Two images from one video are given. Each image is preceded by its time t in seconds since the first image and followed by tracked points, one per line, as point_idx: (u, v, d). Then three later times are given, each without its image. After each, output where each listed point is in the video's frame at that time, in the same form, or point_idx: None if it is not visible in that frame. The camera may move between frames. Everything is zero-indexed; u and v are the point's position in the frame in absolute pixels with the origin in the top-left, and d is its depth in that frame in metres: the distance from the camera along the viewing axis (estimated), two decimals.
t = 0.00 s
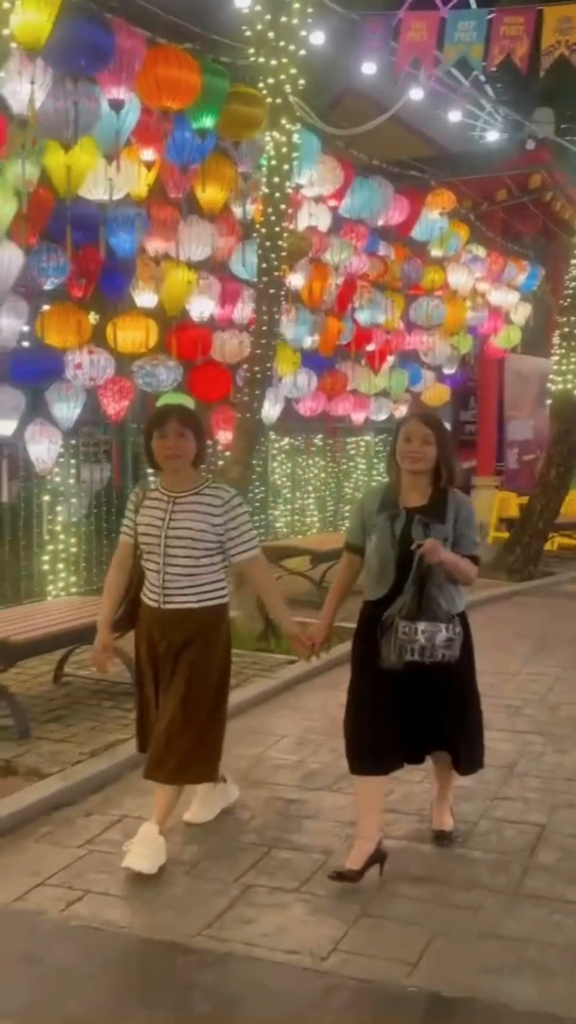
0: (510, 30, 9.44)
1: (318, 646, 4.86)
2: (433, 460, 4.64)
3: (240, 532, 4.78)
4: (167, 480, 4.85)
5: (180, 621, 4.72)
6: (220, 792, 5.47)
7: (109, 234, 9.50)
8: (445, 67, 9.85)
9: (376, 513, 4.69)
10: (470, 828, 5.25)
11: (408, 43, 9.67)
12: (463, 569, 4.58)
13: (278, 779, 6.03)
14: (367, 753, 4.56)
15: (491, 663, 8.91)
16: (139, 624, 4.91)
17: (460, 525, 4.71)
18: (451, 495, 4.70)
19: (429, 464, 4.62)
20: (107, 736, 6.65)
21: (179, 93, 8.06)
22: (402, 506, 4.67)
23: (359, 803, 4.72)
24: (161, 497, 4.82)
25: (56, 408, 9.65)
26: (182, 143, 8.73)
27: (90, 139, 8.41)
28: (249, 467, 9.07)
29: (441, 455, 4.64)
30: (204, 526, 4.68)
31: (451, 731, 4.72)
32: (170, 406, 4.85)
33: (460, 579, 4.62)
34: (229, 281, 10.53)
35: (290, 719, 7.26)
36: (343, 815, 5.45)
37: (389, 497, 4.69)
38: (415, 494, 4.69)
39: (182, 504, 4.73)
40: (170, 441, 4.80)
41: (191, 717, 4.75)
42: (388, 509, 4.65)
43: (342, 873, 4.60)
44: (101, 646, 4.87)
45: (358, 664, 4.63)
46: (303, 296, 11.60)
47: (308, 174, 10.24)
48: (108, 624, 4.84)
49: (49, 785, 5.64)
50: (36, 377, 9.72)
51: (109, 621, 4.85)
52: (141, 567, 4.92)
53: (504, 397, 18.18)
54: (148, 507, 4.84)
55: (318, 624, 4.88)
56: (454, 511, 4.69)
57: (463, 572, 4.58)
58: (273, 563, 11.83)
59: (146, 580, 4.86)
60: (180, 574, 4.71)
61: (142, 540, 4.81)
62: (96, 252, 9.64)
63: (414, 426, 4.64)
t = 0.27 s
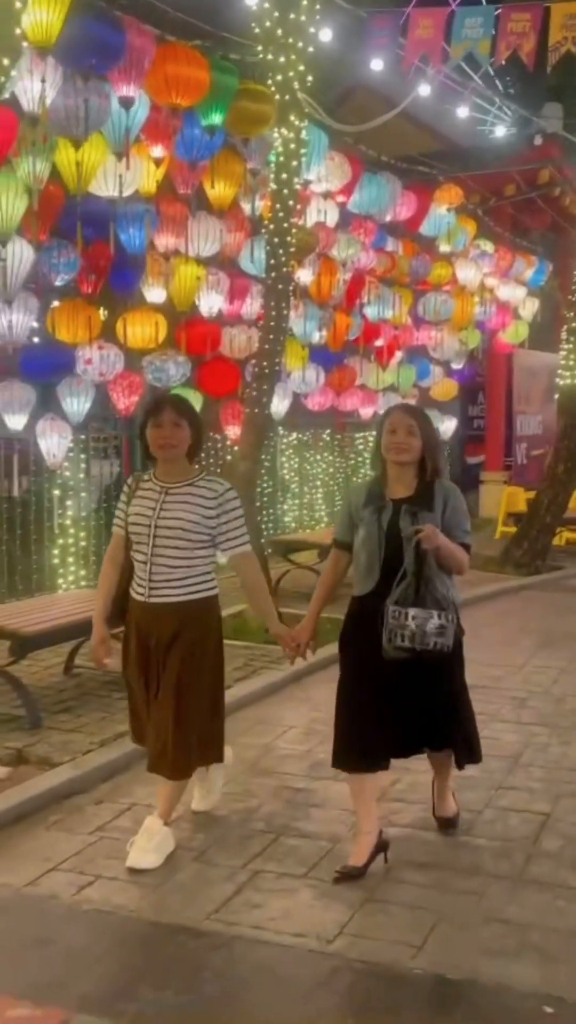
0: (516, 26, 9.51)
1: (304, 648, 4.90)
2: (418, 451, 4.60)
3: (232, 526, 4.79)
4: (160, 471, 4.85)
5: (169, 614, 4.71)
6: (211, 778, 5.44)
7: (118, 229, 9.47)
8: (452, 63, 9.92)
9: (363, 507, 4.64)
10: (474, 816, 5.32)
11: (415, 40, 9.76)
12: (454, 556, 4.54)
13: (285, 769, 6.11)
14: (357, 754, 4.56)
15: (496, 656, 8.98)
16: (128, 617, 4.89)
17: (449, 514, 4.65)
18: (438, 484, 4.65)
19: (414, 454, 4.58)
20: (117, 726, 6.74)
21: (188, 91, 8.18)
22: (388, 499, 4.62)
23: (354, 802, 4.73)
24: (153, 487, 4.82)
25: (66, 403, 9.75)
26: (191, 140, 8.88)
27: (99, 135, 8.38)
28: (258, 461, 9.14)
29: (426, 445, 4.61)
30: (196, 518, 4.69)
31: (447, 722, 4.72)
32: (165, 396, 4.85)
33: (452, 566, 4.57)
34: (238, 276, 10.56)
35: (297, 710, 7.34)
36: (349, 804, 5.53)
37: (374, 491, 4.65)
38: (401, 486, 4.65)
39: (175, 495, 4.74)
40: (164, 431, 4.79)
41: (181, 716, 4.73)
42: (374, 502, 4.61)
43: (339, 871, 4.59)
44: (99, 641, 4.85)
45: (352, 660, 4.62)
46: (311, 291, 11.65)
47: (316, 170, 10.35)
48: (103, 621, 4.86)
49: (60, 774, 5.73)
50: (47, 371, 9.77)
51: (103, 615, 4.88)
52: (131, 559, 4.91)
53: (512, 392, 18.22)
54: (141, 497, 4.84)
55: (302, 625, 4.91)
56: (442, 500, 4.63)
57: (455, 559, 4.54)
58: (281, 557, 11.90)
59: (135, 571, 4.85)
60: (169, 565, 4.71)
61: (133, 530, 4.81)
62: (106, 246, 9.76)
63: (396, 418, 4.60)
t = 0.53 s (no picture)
0: (520, 25, 9.50)
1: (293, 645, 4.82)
2: (407, 442, 4.55)
3: (226, 521, 4.66)
4: (153, 465, 4.75)
5: (162, 611, 4.62)
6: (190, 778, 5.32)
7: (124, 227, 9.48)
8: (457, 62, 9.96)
9: (354, 503, 4.59)
10: (476, 809, 5.37)
11: (419, 40, 9.81)
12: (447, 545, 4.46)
13: (290, 762, 6.17)
14: (350, 748, 4.59)
15: (500, 652, 9.03)
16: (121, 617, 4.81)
17: (442, 505, 4.58)
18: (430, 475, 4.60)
19: (403, 445, 4.54)
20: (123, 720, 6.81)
21: (194, 90, 8.26)
22: (380, 493, 4.58)
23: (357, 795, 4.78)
24: (146, 482, 4.71)
25: (72, 400, 9.77)
26: (197, 138, 8.92)
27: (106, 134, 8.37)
28: (263, 458, 9.20)
29: (414, 436, 4.56)
30: (187, 515, 4.56)
31: (445, 721, 4.60)
32: (157, 389, 4.75)
33: (445, 557, 4.51)
34: (243, 274, 10.64)
35: (302, 705, 7.40)
36: (353, 797, 5.58)
37: (365, 485, 4.61)
38: (394, 479, 4.61)
39: (166, 490, 4.62)
40: (156, 426, 4.69)
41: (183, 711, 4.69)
42: (366, 497, 4.57)
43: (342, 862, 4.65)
44: (89, 634, 4.88)
45: (345, 659, 4.58)
46: (317, 289, 11.71)
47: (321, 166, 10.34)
48: (94, 616, 4.89)
49: (67, 767, 5.80)
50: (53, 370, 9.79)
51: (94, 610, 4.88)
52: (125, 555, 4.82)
53: (517, 389, 18.25)
54: (133, 492, 4.74)
55: (292, 625, 4.81)
56: (434, 491, 4.57)
57: (448, 550, 4.47)
58: (286, 553, 11.96)
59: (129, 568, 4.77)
60: (161, 563, 4.60)
61: (126, 526, 4.72)
62: (113, 246, 9.64)
63: (384, 409, 4.57)
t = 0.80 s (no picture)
0: (524, 23, 9.55)
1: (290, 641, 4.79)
2: (399, 436, 4.56)
3: (219, 516, 4.68)
4: (147, 462, 4.80)
5: (158, 607, 4.67)
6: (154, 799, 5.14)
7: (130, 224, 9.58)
8: (462, 60, 10.01)
9: (349, 497, 4.64)
10: (479, 802, 5.43)
11: (424, 37, 9.86)
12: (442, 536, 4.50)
13: (295, 756, 6.23)
14: (349, 747, 4.65)
15: (504, 647, 9.08)
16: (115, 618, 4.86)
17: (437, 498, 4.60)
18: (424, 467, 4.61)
19: (395, 438, 4.54)
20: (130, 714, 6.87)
21: (201, 88, 8.29)
22: (375, 486, 4.60)
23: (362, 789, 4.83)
24: (140, 479, 4.77)
25: (79, 397, 9.77)
26: (203, 135, 9.01)
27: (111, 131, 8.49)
28: (268, 454, 9.24)
29: (406, 428, 4.56)
30: (180, 511, 4.61)
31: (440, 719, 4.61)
32: (148, 386, 4.76)
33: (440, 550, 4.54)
34: (249, 271, 10.65)
35: (306, 699, 7.46)
36: (357, 790, 5.64)
37: (360, 479, 4.64)
38: (389, 473, 4.61)
39: (160, 487, 4.68)
40: (148, 423, 4.72)
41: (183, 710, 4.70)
42: (361, 491, 4.60)
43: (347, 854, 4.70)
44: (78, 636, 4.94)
45: (341, 658, 4.64)
46: (322, 285, 11.75)
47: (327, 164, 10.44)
48: (86, 613, 4.91)
49: (75, 760, 5.86)
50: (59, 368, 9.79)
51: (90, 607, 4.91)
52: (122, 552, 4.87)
53: (522, 385, 18.28)
54: (128, 489, 4.80)
55: (288, 621, 4.80)
56: (428, 483, 4.58)
57: (442, 541, 4.50)
58: (292, 549, 12.01)
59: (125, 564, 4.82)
60: (156, 559, 4.65)
61: (121, 523, 4.78)
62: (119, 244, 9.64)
63: (374, 405, 4.57)
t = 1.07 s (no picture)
0: (530, 22, 9.55)
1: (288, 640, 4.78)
2: (392, 434, 4.56)
3: (216, 514, 4.67)
4: (142, 461, 4.75)
5: (156, 606, 4.64)
6: (119, 824, 4.86)
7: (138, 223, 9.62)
8: (468, 58, 10.05)
9: (343, 494, 4.66)
10: (484, 795, 5.48)
11: (430, 36, 9.90)
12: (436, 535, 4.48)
13: (301, 749, 6.29)
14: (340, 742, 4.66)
15: (509, 642, 9.12)
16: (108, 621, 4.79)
17: (429, 493, 4.56)
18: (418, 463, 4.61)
19: (390, 435, 4.55)
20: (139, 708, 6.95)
21: (207, 86, 8.35)
22: (369, 483, 4.63)
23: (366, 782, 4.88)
24: (135, 478, 4.73)
25: (86, 394, 9.87)
26: (210, 134, 9.06)
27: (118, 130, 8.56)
28: (274, 450, 9.29)
29: (400, 425, 4.56)
30: (178, 509, 4.59)
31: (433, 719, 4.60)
32: (141, 383, 4.71)
33: (435, 548, 4.52)
34: (255, 268, 10.80)
35: (313, 693, 7.52)
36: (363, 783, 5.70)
37: (355, 474, 4.66)
38: (383, 470, 4.63)
39: (156, 485, 4.64)
40: (142, 422, 4.67)
41: (182, 711, 4.67)
42: (354, 488, 4.62)
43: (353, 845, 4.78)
44: (75, 636, 4.85)
45: (339, 658, 4.65)
46: (328, 282, 11.79)
47: (333, 162, 10.50)
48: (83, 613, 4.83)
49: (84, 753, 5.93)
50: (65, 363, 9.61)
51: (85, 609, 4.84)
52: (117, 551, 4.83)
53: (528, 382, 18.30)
54: (122, 488, 4.76)
55: (288, 617, 4.79)
56: (422, 480, 4.56)
57: (436, 540, 4.48)
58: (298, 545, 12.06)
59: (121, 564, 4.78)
60: (153, 558, 4.62)
61: (116, 522, 4.74)
62: (126, 239, 9.80)
63: (366, 402, 4.58)
